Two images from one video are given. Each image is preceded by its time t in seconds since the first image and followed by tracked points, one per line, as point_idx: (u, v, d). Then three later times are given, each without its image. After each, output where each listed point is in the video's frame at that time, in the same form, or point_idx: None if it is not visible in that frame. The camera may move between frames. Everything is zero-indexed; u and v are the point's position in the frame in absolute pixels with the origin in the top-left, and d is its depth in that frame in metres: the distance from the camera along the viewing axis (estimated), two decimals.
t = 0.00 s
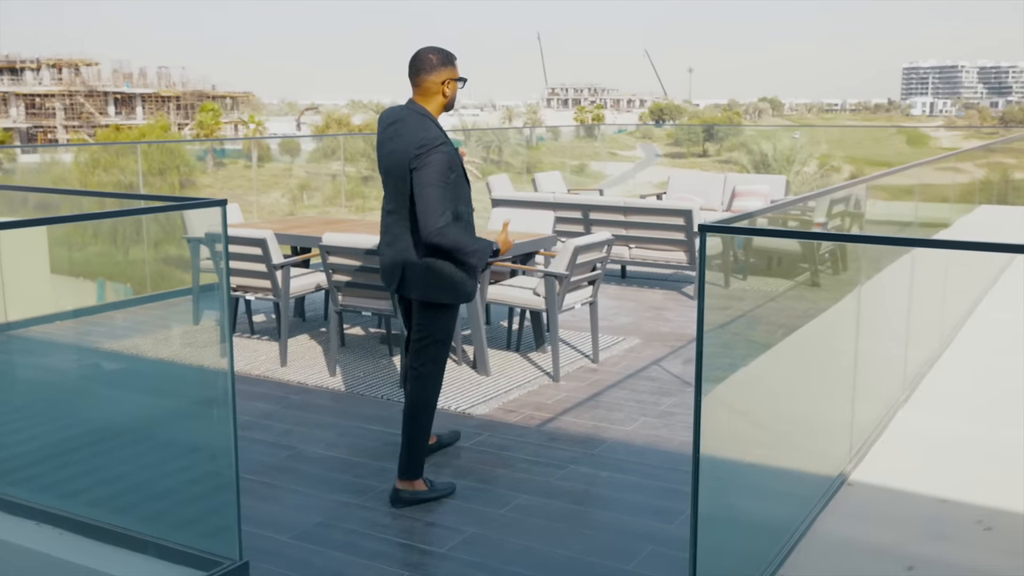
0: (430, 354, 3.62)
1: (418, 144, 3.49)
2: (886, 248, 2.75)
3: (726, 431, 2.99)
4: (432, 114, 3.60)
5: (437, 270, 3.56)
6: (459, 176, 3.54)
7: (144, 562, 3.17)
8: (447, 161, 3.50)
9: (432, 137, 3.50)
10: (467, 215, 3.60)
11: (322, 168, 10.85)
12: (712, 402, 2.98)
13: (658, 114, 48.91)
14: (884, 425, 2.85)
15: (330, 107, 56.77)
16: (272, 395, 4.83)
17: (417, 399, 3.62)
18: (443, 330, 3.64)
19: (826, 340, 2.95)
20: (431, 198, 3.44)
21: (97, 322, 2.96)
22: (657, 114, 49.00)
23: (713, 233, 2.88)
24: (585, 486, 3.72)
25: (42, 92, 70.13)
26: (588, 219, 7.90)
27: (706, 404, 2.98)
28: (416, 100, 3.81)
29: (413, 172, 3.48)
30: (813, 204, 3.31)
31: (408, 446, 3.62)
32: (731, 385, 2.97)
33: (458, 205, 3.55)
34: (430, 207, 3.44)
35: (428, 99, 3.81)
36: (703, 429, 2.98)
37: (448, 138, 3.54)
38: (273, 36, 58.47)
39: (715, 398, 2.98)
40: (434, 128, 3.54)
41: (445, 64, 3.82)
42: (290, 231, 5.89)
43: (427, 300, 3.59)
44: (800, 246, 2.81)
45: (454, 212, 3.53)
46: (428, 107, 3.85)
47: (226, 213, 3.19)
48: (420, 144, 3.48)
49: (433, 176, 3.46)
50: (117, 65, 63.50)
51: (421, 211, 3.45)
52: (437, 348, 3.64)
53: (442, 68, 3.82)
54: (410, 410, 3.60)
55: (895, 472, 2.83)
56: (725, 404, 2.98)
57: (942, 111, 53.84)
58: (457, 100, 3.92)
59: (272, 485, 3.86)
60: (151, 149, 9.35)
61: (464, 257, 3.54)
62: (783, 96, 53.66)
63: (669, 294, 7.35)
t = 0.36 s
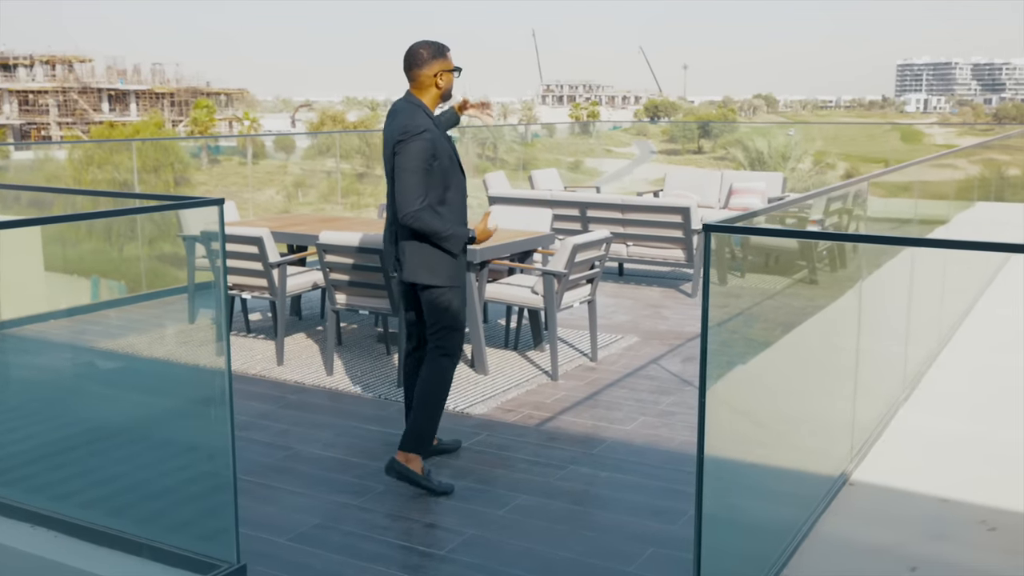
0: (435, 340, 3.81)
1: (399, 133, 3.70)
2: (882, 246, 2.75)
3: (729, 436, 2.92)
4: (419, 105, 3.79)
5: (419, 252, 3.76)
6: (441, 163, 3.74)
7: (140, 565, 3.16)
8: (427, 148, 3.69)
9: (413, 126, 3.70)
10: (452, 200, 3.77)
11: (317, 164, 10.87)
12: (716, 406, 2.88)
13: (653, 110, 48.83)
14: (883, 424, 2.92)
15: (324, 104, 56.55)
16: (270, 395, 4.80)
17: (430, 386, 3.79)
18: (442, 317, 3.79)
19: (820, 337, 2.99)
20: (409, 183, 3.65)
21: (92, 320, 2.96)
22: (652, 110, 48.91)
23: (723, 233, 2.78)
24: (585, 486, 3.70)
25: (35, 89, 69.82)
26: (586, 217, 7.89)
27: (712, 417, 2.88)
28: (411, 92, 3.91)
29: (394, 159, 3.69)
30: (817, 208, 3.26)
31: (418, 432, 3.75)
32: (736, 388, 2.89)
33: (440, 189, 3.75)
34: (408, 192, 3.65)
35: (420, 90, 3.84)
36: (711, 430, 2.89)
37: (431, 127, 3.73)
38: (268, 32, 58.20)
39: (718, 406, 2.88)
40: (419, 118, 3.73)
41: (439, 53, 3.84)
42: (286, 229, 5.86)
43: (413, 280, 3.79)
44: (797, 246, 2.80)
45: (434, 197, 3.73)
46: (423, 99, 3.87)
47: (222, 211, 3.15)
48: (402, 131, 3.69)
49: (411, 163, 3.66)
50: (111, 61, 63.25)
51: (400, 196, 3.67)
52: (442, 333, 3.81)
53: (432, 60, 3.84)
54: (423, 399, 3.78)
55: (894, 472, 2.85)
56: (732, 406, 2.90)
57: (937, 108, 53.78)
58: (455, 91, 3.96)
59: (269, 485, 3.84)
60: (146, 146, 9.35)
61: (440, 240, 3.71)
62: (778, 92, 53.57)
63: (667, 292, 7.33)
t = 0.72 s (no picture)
0: (436, 335, 3.81)
1: (389, 128, 3.71)
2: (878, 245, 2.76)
3: (733, 440, 2.84)
4: (409, 100, 3.80)
5: (414, 245, 3.77)
6: (431, 157, 3.75)
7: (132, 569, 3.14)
8: (418, 141, 3.70)
9: (402, 120, 3.71)
10: (445, 192, 3.80)
11: (309, 162, 10.76)
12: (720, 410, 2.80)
13: (646, 107, 48.78)
14: (881, 422, 3.02)
15: (314, 101, 56.10)
16: (264, 395, 4.76)
17: (433, 377, 3.83)
18: (437, 312, 3.80)
19: (817, 335, 2.98)
20: (401, 176, 3.66)
21: (81, 321, 2.91)
22: (645, 108, 48.86)
23: (723, 231, 2.71)
24: (584, 487, 3.67)
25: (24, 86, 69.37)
26: (581, 216, 7.86)
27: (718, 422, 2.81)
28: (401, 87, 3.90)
29: (385, 154, 3.70)
30: (814, 212, 3.24)
31: (436, 420, 3.84)
32: (742, 389, 2.81)
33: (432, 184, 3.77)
34: (401, 186, 3.66)
35: (410, 87, 3.83)
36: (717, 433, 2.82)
37: (421, 121, 3.74)
38: (259, 29, 57.75)
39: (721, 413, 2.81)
40: (409, 113, 3.74)
41: (429, 47, 3.81)
42: (280, 228, 5.81)
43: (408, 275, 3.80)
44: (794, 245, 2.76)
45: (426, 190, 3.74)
46: (412, 96, 3.85)
47: (218, 211, 3.14)
48: (390, 127, 3.70)
49: (402, 157, 3.67)
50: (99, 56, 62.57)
51: (393, 189, 3.67)
52: (442, 327, 3.81)
53: (423, 54, 3.82)
54: (431, 388, 3.83)
55: (894, 471, 2.85)
56: (735, 408, 2.83)
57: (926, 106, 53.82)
58: (447, 87, 3.93)
59: (262, 488, 3.79)
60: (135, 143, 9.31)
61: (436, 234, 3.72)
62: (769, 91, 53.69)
63: (663, 290, 7.31)
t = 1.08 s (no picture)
0: (427, 335, 3.78)
1: (378, 125, 3.70)
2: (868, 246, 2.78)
3: (732, 438, 2.83)
4: (402, 98, 3.78)
5: (406, 243, 3.74)
6: (421, 153, 3.73)
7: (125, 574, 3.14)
8: (406, 139, 3.69)
9: (392, 117, 3.69)
10: (435, 190, 3.76)
11: (297, 161, 10.61)
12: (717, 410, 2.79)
13: (634, 106, 48.63)
14: (876, 421, 2.98)
15: (302, 99, 55.60)
16: (255, 397, 4.72)
17: (427, 376, 3.80)
18: (426, 308, 3.76)
19: (810, 336, 2.95)
20: (389, 173, 3.64)
21: (69, 321, 2.93)
22: (633, 107, 48.71)
23: (723, 230, 2.71)
24: (580, 489, 3.65)
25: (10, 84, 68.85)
26: (573, 215, 7.84)
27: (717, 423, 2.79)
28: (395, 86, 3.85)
29: (374, 150, 3.69)
30: (811, 209, 3.21)
31: (428, 422, 3.81)
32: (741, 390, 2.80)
33: (421, 182, 3.75)
34: (390, 181, 3.64)
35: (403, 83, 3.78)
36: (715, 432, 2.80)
37: (410, 119, 3.72)
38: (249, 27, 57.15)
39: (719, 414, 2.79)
40: (399, 111, 3.72)
41: (419, 44, 3.74)
42: (271, 228, 5.77)
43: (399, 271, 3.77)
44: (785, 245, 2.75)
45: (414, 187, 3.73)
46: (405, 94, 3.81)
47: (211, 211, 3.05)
48: (380, 123, 3.68)
49: (391, 152, 3.65)
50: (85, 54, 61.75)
51: (381, 185, 3.66)
52: (432, 326, 3.78)
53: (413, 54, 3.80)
54: (424, 387, 3.80)
55: (891, 471, 2.84)
56: (729, 408, 2.82)
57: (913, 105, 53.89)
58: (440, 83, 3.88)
59: (255, 491, 3.75)
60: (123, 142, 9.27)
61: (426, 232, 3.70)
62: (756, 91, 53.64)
63: (654, 290, 7.29)
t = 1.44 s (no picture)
0: (424, 338, 3.75)
1: (368, 126, 3.71)
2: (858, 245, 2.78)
3: (732, 440, 2.81)
4: (396, 101, 3.78)
5: (395, 247, 3.72)
6: (408, 156, 3.72)
7: None
8: (393, 141, 3.69)
9: (381, 119, 3.70)
10: (423, 194, 3.76)
11: (286, 161, 10.66)
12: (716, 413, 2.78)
13: (623, 106, 48.60)
14: (869, 423, 2.97)
15: (290, 99, 55.36)
16: (247, 398, 4.69)
17: (424, 378, 3.77)
18: (419, 309, 3.74)
19: (801, 337, 2.93)
20: (373, 174, 3.65)
21: (57, 323, 2.88)
22: (622, 106, 48.68)
23: (725, 232, 2.67)
24: (577, 491, 3.63)
25: None
26: (565, 215, 7.83)
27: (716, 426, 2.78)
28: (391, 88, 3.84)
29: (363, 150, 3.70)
30: (805, 207, 3.21)
31: (423, 424, 3.78)
32: (739, 391, 2.80)
33: (409, 183, 3.74)
34: (372, 183, 3.65)
35: (397, 84, 3.77)
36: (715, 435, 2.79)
37: (399, 121, 3.72)
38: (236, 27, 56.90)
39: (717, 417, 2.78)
40: (390, 113, 3.73)
41: (411, 44, 3.72)
42: (263, 227, 5.73)
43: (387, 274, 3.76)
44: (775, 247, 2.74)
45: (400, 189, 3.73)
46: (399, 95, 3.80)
47: (204, 213, 3.03)
48: (368, 125, 3.70)
49: (377, 153, 3.66)
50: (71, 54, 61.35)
51: (366, 185, 3.67)
52: (430, 330, 3.76)
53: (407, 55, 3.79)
54: (421, 390, 3.77)
55: (887, 472, 2.84)
56: (727, 411, 2.81)
57: (900, 105, 54.10)
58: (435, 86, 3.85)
59: (248, 493, 3.72)
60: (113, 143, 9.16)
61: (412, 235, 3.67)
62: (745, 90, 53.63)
63: (648, 290, 7.27)
